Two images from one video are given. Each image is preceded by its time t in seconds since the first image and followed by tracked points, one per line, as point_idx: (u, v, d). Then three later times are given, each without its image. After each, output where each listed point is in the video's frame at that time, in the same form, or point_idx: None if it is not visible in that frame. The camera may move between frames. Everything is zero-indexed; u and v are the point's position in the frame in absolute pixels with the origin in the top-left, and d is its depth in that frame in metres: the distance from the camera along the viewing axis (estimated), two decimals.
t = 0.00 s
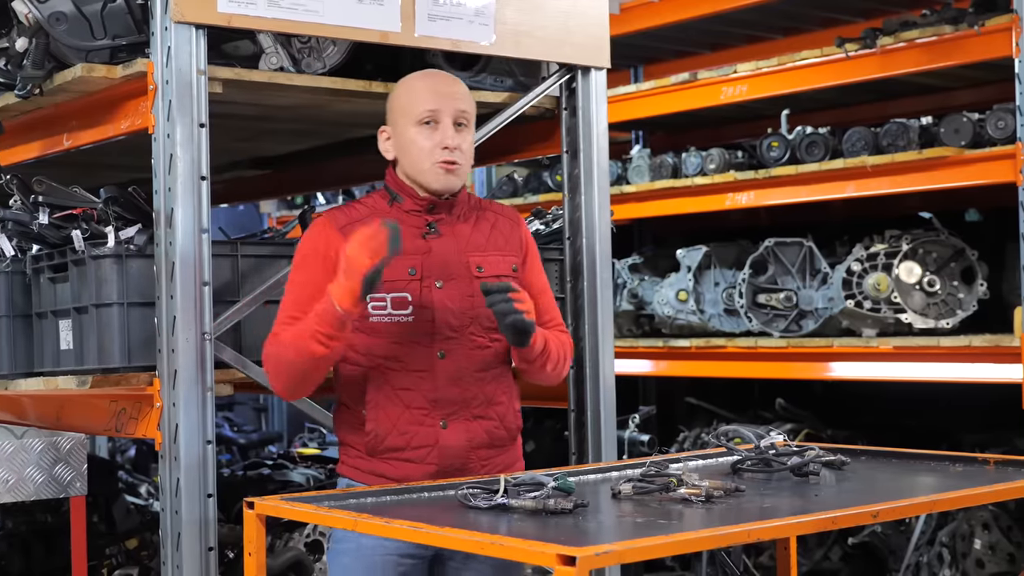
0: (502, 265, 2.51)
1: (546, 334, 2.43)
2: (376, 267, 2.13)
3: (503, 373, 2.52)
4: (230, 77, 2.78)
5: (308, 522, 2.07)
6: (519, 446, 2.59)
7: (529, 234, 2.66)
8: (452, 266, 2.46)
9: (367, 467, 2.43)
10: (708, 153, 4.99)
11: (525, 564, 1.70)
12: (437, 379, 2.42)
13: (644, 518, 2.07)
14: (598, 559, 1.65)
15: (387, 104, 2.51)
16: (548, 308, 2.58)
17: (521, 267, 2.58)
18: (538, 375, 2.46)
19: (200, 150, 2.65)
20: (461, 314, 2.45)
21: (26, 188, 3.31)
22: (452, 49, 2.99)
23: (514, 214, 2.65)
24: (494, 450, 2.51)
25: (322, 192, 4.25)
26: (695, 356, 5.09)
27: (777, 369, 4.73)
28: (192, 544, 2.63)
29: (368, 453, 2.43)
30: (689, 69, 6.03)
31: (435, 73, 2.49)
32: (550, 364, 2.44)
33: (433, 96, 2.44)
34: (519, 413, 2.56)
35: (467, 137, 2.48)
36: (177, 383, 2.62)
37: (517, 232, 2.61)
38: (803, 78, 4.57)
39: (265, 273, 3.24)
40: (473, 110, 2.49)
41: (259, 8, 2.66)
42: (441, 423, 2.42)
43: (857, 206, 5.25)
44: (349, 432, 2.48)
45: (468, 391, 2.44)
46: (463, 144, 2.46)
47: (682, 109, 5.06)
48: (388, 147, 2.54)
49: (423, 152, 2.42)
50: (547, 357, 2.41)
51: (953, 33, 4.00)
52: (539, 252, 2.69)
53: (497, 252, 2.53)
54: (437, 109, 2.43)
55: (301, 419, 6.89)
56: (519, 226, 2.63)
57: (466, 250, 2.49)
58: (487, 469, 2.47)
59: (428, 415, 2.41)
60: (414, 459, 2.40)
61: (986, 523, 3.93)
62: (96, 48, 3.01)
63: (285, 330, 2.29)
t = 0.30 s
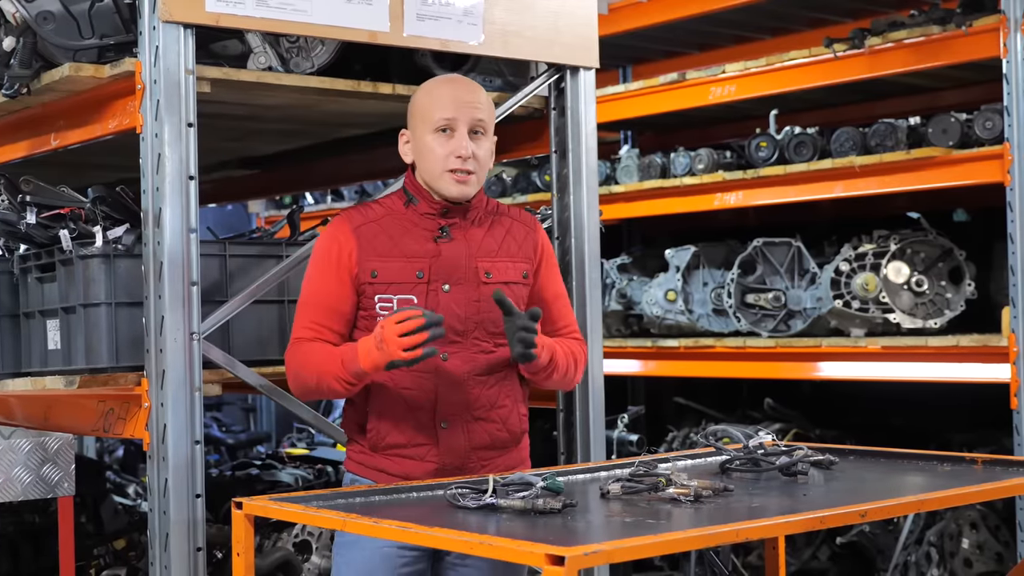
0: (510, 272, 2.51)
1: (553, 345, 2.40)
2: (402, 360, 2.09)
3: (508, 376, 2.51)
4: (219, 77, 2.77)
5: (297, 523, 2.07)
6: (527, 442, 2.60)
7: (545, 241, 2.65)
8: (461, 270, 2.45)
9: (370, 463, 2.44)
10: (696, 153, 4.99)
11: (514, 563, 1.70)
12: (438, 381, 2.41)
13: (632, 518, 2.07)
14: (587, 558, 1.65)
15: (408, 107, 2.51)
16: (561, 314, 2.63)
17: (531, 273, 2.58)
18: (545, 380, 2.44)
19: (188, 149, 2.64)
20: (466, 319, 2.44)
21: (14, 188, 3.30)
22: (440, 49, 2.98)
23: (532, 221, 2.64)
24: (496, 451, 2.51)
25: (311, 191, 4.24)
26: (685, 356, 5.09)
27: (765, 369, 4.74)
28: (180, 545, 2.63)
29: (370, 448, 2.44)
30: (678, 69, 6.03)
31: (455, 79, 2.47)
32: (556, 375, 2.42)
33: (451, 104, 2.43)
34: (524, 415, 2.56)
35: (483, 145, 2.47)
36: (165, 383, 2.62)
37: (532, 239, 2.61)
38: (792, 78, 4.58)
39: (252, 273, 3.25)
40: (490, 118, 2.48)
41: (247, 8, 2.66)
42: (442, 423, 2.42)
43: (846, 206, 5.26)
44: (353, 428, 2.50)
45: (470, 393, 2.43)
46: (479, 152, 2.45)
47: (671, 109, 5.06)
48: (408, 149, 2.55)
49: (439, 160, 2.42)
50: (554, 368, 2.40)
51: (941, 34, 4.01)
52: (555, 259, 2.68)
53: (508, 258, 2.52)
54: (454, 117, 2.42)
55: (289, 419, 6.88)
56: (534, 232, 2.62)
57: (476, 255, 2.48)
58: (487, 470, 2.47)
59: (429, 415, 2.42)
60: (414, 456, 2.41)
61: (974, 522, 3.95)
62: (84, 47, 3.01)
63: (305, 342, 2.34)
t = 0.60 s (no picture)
0: (503, 274, 2.51)
1: (547, 344, 2.39)
2: (390, 349, 2.08)
3: (499, 378, 2.51)
4: (208, 77, 2.77)
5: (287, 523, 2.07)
6: (520, 443, 2.60)
7: (542, 245, 2.65)
8: (454, 271, 2.46)
9: (359, 460, 2.44)
10: (686, 153, 5.00)
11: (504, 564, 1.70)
12: (427, 381, 2.42)
13: (622, 518, 2.07)
14: (577, 559, 1.64)
15: (408, 109, 2.51)
16: (558, 314, 2.60)
17: (525, 276, 2.58)
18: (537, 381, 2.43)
19: (177, 149, 2.64)
20: (457, 320, 2.44)
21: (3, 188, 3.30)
22: (431, 49, 2.98)
23: (530, 225, 2.64)
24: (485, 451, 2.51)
25: (300, 191, 4.24)
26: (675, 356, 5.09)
27: (755, 369, 4.74)
28: (169, 545, 2.62)
29: (359, 446, 2.44)
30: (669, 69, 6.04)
31: (454, 81, 2.47)
32: (548, 373, 2.41)
33: (449, 106, 2.43)
34: (515, 417, 2.55)
35: (481, 147, 2.47)
36: (154, 383, 2.61)
37: (529, 243, 2.60)
38: (782, 78, 4.58)
39: (241, 274, 3.25)
40: (488, 121, 2.48)
41: (237, 7, 2.66)
42: (430, 422, 2.42)
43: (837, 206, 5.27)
44: (344, 424, 2.51)
45: (459, 393, 2.44)
46: (476, 154, 2.45)
47: (662, 109, 5.06)
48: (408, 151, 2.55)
49: (436, 161, 2.42)
50: (546, 368, 2.38)
51: (930, 35, 4.02)
52: (553, 262, 2.67)
53: (502, 261, 2.52)
54: (451, 119, 2.42)
55: (279, 419, 6.87)
56: (531, 236, 2.62)
57: (470, 257, 2.48)
58: (475, 469, 2.47)
59: (418, 414, 2.42)
60: (402, 454, 2.40)
61: (963, 522, 3.97)
62: (73, 47, 3.01)
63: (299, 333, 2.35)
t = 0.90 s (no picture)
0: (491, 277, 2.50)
1: (534, 343, 2.37)
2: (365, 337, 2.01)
3: (485, 380, 2.50)
4: (200, 77, 2.77)
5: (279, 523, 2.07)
6: (508, 445, 2.59)
7: (536, 248, 2.63)
8: (441, 273, 2.46)
9: (343, 458, 2.46)
10: (678, 153, 5.00)
11: (495, 564, 1.70)
12: (410, 381, 2.42)
13: (615, 518, 2.08)
14: (569, 559, 1.64)
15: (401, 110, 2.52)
16: (550, 315, 2.59)
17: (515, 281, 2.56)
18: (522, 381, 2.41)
19: (170, 149, 2.64)
20: (442, 321, 2.44)
21: None
22: (423, 49, 2.98)
23: (524, 228, 2.63)
24: (470, 453, 2.50)
25: (292, 192, 4.24)
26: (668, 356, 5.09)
27: (748, 369, 4.75)
28: (161, 545, 2.62)
29: (343, 443, 2.46)
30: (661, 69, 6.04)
31: (446, 82, 2.47)
32: (535, 373, 2.39)
33: (438, 107, 2.43)
34: (501, 420, 2.53)
35: (471, 148, 2.46)
36: (147, 383, 2.61)
37: (520, 246, 2.60)
38: (775, 79, 4.59)
39: (233, 274, 3.24)
40: (480, 122, 2.47)
41: (229, 8, 2.65)
42: (413, 423, 2.42)
43: (830, 207, 5.28)
44: (332, 422, 2.53)
45: (442, 395, 2.43)
46: (465, 156, 2.44)
47: (655, 109, 5.06)
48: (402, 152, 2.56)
49: (425, 162, 2.42)
50: (532, 367, 2.36)
51: (922, 35, 4.02)
52: (546, 264, 2.65)
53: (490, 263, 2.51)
54: (440, 120, 2.42)
55: (271, 419, 6.87)
56: (523, 239, 2.61)
57: (458, 259, 2.48)
58: (458, 471, 2.46)
59: (401, 414, 2.43)
60: (386, 453, 2.41)
61: (954, 522, 3.98)
62: (65, 47, 3.00)
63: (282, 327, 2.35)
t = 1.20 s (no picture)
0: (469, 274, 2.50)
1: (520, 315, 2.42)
2: (329, 250, 2.18)
3: (465, 379, 2.51)
4: (194, 76, 2.77)
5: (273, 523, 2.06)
6: (490, 444, 2.58)
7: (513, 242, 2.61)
8: (417, 272, 2.47)
9: (325, 462, 2.45)
10: (673, 153, 5.02)
11: (488, 564, 1.70)
12: (391, 381, 2.42)
13: (609, 518, 2.08)
14: (562, 559, 1.64)
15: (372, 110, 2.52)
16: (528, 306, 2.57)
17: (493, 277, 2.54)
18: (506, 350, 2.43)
19: (164, 148, 2.64)
20: (420, 320, 2.46)
21: None
22: (417, 49, 2.98)
23: (500, 224, 2.63)
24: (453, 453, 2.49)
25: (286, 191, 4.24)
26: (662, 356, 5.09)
27: (742, 369, 4.76)
28: (155, 545, 2.62)
29: (325, 447, 2.45)
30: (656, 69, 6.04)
31: (416, 80, 2.47)
32: (523, 342, 2.44)
33: (409, 103, 2.43)
34: (483, 417, 2.52)
35: (443, 144, 2.46)
36: (141, 383, 2.61)
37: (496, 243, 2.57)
38: (769, 79, 4.59)
39: (227, 274, 3.24)
40: (451, 118, 2.47)
41: (223, 7, 2.65)
42: (395, 424, 2.41)
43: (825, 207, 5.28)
44: (311, 425, 2.51)
45: (423, 395, 2.43)
46: (438, 151, 2.44)
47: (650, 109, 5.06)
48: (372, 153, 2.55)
49: (397, 158, 2.42)
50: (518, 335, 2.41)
51: (916, 36, 4.03)
52: (523, 260, 2.63)
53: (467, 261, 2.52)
54: (412, 116, 2.42)
55: (266, 419, 6.87)
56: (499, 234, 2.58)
57: (435, 257, 2.49)
58: (441, 471, 2.45)
59: (382, 415, 2.41)
60: (367, 457, 2.41)
61: (948, 522, 3.98)
62: (58, 46, 2.99)
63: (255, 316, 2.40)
